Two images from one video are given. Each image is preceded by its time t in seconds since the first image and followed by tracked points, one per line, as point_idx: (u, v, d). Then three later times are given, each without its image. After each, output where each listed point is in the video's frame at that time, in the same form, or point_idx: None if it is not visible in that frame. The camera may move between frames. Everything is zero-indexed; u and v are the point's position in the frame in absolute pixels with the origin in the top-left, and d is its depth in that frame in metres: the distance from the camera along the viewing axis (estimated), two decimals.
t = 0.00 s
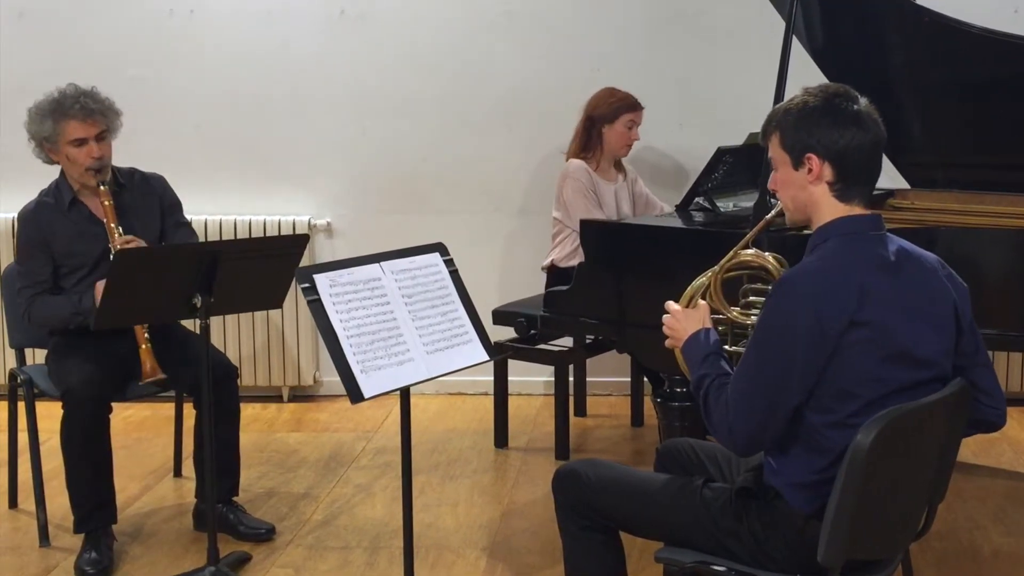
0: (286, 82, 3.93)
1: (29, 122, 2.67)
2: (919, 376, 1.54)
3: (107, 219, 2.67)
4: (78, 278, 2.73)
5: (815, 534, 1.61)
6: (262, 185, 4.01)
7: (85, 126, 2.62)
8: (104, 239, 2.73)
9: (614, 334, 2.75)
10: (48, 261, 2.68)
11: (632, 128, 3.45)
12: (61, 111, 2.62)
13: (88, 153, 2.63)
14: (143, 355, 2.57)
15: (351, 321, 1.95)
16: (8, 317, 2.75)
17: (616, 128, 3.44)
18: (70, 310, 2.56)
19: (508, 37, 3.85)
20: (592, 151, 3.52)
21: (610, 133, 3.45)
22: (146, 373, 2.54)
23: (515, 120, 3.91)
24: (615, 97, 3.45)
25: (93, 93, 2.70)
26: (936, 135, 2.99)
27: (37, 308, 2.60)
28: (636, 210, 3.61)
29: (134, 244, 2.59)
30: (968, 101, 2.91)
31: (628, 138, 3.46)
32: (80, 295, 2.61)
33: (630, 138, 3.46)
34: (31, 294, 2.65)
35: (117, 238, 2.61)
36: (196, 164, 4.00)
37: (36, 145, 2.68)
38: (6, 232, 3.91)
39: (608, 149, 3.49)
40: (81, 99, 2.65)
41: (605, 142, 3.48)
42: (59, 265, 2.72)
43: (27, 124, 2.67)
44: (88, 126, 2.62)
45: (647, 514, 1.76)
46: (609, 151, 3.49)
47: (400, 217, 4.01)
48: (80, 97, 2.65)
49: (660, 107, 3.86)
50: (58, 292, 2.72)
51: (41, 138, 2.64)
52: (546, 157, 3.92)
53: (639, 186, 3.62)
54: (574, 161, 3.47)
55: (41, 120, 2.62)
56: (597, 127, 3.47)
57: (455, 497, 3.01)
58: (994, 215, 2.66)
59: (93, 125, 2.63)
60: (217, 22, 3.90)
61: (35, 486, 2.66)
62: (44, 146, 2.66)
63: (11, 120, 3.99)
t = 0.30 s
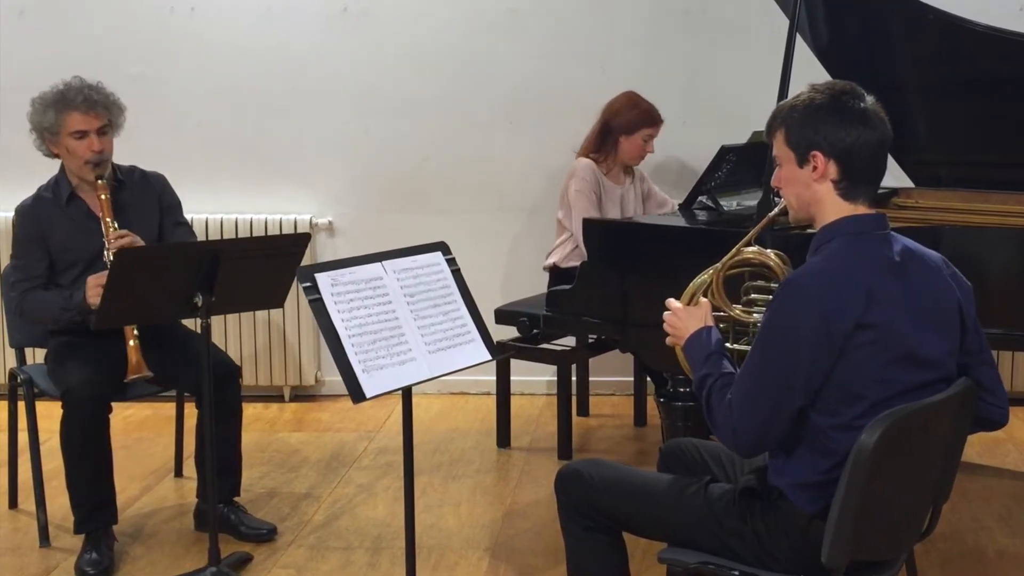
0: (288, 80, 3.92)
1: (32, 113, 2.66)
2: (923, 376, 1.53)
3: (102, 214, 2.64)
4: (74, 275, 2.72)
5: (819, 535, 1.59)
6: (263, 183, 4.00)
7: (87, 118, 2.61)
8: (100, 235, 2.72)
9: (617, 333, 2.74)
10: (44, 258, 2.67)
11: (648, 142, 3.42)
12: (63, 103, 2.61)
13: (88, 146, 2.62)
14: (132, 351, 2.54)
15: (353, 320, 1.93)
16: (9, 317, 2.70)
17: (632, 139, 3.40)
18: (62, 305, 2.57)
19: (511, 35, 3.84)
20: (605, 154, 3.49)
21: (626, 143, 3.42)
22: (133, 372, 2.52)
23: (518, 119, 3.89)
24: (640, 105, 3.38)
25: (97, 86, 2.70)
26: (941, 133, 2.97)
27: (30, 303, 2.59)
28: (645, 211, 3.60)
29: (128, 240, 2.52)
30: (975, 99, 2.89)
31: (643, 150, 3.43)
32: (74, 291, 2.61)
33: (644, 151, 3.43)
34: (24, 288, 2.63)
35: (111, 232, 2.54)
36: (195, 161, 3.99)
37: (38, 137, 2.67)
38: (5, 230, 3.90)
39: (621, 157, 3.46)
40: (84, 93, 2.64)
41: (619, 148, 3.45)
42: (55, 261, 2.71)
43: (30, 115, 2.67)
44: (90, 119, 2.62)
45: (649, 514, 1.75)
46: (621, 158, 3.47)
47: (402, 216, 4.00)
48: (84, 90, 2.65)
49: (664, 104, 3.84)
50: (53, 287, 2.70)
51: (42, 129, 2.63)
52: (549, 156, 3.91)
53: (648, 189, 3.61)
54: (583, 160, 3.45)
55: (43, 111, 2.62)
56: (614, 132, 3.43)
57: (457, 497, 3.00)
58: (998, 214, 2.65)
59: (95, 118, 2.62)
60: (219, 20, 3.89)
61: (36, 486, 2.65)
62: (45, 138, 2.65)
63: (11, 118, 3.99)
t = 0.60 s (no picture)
0: (289, 78, 3.91)
1: (47, 118, 2.63)
2: (927, 377, 1.51)
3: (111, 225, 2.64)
4: (77, 277, 2.71)
5: (822, 535, 1.58)
6: (264, 182, 3.98)
7: (104, 132, 2.60)
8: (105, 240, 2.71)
9: (620, 333, 2.73)
10: (46, 263, 2.67)
11: (658, 154, 3.41)
12: (82, 114, 2.59)
13: (103, 160, 2.61)
14: (134, 370, 2.52)
15: (354, 319, 1.92)
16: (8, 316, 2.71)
17: (643, 152, 3.38)
18: (64, 313, 2.55)
19: (513, 33, 3.82)
20: (612, 160, 3.46)
21: (637, 154, 3.40)
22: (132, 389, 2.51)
23: (520, 117, 3.88)
24: (655, 119, 3.34)
25: (116, 98, 2.67)
26: (946, 132, 2.95)
27: (30, 304, 2.59)
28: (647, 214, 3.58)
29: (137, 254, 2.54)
30: (980, 97, 2.87)
31: (651, 162, 3.42)
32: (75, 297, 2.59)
33: (653, 162, 3.43)
34: (25, 290, 2.64)
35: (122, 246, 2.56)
36: (195, 159, 3.98)
37: (50, 141, 2.65)
38: (4, 229, 3.89)
39: (629, 166, 3.44)
40: (104, 105, 2.62)
41: (628, 159, 3.43)
42: (58, 264, 2.70)
43: (45, 120, 2.64)
44: (107, 134, 2.60)
45: (652, 515, 1.73)
46: (629, 168, 3.45)
47: (404, 214, 3.99)
48: (104, 102, 2.63)
49: (667, 103, 3.83)
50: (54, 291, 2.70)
51: (57, 137, 2.61)
52: (552, 155, 3.90)
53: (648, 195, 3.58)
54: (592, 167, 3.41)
55: (60, 120, 2.59)
56: (626, 143, 3.39)
57: (459, 497, 2.99)
58: (1003, 213, 2.64)
59: (113, 133, 2.61)
60: (219, 18, 3.88)
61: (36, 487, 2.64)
62: (58, 145, 2.62)
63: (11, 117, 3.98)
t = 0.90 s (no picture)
0: (290, 77, 3.90)
1: (55, 109, 2.64)
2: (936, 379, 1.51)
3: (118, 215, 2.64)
4: (81, 272, 2.70)
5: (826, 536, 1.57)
6: (265, 181, 3.98)
7: (112, 120, 2.60)
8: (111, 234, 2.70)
9: (623, 332, 2.72)
10: (52, 257, 2.66)
11: (654, 158, 3.37)
12: (90, 103, 2.59)
13: (111, 148, 2.61)
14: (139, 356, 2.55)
15: (356, 320, 1.91)
16: (8, 315, 2.73)
17: (640, 157, 3.35)
18: (71, 304, 2.54)
19: (515, 31, 3.81)
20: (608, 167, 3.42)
21: (633, 160, 3.36)
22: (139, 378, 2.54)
23: (522, 116, 3.87)
24: (648, 124, 3.31)
25: (123, 88, 2.68)
26: (951, 130, 2.94)
27: (36, 297, 2.58)
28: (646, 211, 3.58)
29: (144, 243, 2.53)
30: (985, 96, 2.86)
31: (648, 165, 3.38)
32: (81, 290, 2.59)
33: (650, 165, 3.39)
34: (30, 283, 2.62)
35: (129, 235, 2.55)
36: (196, 159, 3.97)
37: (57, 132, 2.65)
38: (5, 228, 3.88)
39: (627, 171, 3.41)
40: (112, 94, 2.63)
41: (624, 165, 3.40)
42: (63, 258, 2.69)
43: (52, 111, 2.64)
44: (114, 121, 2.60)
45: (654, 517, 1.72)
46: (627, 172, 3.42)
47: (406, 213, 3.98)
48: (111, 91, 2.63)
49: (669, 101, 3.81)
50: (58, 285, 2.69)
51: (64, 127, 2.61)
52: (554, 153, 3.88)
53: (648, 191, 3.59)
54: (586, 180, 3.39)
55: (68, 109, 2.59)
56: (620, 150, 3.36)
57: (461, 497, 2.98)
58: (1008, 212, 2.63)
59: (120, 120, 2.61)
60: (220, 16, 3.87)
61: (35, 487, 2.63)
62: (65, 136, 2.62)
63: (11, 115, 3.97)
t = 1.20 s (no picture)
0: (291, 75, 3.89)
1: (63, 100, 2.63)
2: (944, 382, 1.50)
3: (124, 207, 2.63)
4: (82, 269, 2.69)
5: (829, 536, 1.56)
6: (266, 181, 3.97)
7: (121, 112, 2.60)
8: (115, 229, 2.70)
9: (625, 331, 2.71)
10: (54, 251, 2.65)
11: (636, 144, 3.36)
12: (100, 94, 2.59)
13: (118, 139, 2.60)
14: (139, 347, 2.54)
15: (357, 320, 1.90)
16: (8, 314, 2.73)
17: (620, 146, 3.35)
18: (72, 297, 2.53)
19: (518, 29, 3.80)
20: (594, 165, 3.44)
21: (616, 151, 3.36)
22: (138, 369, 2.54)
23: (525, 114, 3.86)
24: (617, 111, 3.31)
25: (132, 81, 2.69)
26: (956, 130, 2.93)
27: (37, 292, 2.57)
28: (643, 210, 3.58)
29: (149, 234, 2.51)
30: (990, 95, 2.85)
31: (633, 153, 3.37)
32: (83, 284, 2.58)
33: (635, 153, 3.37)
34: (31, 278, 2.61)
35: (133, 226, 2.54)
36: (197, 158, 3.96)
37: (64, 123, 2.64)
38: (5, 228, 3.88)
39: (614, 163, 3.41)
40: (122, 86, 2.63)
41: (609, 159, 3.40)
42: (65, 254, 2.68)
43: (60, 102, 2.64)
44: (123, 113, 2.60)
45: (657, 517, 1.71)
46: (614, 165, 3.41)
47: (407, 212, 3.97)
48: (121, 83, 2.64)
49: (672, 100, 3.80)
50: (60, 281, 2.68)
51: (72, 117, 2.60)
52: (556, 152, 3.88)
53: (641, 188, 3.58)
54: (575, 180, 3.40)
55: (77, 100, 2.59)
56: (598, 143, 3.38)
57: (463, 497, 2.97)
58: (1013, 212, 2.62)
59: (129, 112, 2.61)
60: (221, 14, 3.86)
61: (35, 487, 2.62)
62: (73, 126, 2.62)
63: (12, 114, 3.97)
